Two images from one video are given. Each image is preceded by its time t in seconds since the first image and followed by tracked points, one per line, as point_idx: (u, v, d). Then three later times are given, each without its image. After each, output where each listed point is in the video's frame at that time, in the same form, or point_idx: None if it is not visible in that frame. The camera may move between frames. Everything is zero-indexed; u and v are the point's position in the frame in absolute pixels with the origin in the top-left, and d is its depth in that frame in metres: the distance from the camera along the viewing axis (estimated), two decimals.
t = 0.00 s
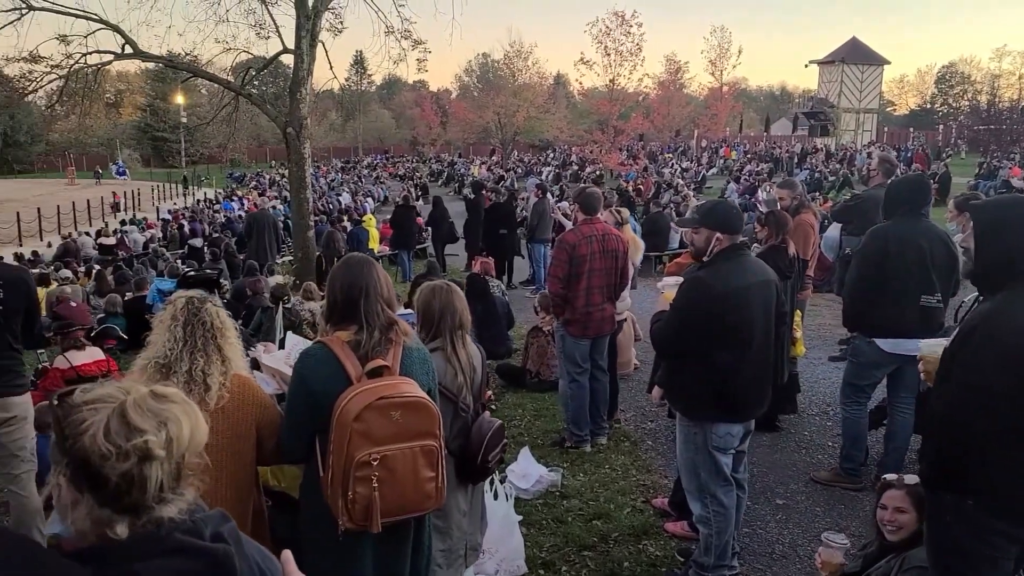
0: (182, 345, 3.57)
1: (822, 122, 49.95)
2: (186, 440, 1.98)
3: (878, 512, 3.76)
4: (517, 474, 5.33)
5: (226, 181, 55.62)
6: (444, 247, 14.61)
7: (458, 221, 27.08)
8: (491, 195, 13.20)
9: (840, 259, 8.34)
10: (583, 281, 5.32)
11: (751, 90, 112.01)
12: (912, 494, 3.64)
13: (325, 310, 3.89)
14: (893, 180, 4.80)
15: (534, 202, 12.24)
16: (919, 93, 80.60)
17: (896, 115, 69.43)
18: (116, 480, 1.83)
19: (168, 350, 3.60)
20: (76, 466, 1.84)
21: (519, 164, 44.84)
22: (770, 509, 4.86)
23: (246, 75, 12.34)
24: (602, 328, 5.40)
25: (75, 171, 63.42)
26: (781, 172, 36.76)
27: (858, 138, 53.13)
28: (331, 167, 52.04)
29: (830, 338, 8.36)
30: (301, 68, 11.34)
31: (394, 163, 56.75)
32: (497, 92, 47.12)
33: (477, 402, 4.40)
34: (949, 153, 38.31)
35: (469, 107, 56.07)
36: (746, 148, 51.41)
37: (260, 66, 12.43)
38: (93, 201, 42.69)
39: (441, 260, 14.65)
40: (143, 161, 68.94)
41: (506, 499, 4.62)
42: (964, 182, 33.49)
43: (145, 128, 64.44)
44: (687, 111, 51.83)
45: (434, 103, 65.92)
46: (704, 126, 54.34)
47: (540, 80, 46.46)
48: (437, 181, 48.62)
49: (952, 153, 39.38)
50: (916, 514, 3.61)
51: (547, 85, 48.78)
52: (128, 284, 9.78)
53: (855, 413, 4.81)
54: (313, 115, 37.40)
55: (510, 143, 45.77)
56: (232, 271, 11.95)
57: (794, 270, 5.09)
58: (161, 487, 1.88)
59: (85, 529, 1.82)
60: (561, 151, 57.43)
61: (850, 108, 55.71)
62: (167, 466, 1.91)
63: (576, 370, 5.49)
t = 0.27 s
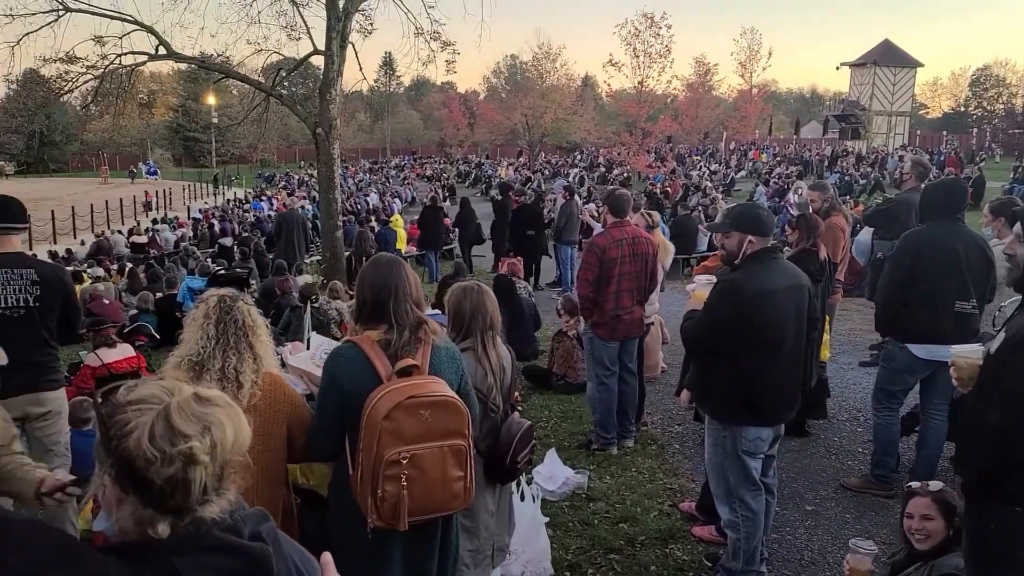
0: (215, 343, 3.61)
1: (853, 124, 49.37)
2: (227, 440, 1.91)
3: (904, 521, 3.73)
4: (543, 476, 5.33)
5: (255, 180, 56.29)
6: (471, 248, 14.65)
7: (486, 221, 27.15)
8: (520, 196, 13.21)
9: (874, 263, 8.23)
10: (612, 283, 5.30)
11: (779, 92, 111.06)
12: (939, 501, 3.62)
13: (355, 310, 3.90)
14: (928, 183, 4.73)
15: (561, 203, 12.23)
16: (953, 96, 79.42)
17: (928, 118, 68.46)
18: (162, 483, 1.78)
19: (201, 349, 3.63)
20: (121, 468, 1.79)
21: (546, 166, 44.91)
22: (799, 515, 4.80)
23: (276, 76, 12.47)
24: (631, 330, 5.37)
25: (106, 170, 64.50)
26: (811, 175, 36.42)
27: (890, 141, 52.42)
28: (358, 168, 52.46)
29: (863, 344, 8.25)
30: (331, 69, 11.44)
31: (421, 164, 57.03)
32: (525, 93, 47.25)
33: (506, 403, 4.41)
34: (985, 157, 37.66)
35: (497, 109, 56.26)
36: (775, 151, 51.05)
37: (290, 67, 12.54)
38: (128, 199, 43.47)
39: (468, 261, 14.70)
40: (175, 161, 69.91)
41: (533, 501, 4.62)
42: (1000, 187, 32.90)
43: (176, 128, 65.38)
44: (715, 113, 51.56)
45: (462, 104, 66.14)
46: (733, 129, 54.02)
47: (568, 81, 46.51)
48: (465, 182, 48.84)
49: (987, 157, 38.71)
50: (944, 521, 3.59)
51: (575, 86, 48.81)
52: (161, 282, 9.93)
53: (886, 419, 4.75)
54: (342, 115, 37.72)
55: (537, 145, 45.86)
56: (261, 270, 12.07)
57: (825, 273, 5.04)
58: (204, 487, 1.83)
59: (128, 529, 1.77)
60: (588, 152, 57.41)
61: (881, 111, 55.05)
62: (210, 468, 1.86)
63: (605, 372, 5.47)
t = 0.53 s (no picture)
0: (252, 339, 3.60)
1: (889, 127, 48.76)
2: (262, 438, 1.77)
3: (942, 529, 3.64)
4: (574, 479, 5.32)
5: (287, 181, 57.02)
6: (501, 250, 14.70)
7: (517, 223, 27.29)
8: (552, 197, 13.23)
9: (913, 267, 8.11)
10: (645, 287, 5.27)
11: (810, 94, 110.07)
12: (976, 509, 3.55)
13: (390, 311, 3.92)
14: (969, 187, 4.65)
15: (592, 205, 12.22)
16: (992, 98, 78.07)
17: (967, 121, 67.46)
18: (200, 481, 1.68)
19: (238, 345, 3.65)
20: (160, 467, 1.71)
21: (575, 168, 45.06)
22: (833, 522, 4.74)
23: (310, 78, 12.63)
24: (664, 334, 5.35)
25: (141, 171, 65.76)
26: (844, 178, 36.12)
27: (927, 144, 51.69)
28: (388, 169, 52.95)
29: (900, 350, 8.13)
30: (364, 71, 11.56)
31: (451, 166, 57.46)
32: (556, 95, 47.43)
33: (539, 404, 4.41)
34: None
35: (528, 110, 56.53)
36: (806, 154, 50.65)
37: (324, 69, 12.70)
38: (165, 199, 44.34)
39: (499, 262, 14.77)
40: (209, 162, 71.12)
41: (564, 503, 4.61)
42: None
43: (209, 129, 66.44)
44: (747, 115, 51.29)
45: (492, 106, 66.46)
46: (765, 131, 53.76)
47: (599, 83, 46.57)
48: (495, 184, 49.17)
49: None
50: (982, 530, 3.53)
51: (606, 88, 48.85)
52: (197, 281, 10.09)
53: (923, 425, 4.69)
54: (374, 117, 38.16)
55: (567, 147, 46.01)
56: (294, 269, 12.23)
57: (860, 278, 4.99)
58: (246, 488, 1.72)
59: (170, 528, 1.68)
60: (617, 155, 57.37)
61: (917, 114, 54.37)
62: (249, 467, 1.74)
63: (637, 375, 5.45)
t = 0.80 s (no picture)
0: (286, 332, 3.65)
1: (928, 126, 47.91)
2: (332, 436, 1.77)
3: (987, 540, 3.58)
4: (607, 480, 5.31)
5: (321, 181, 57.63)
6: (533, 250, 14.72)
7: (550, 223, 27.34)
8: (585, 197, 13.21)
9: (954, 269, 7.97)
10: (680, 288, 5.24)
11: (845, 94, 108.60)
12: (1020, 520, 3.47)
13: (428, 310, 3.94)
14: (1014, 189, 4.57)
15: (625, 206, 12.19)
16: None
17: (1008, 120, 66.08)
18: (267, 474, 1.64)
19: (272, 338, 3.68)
20: (228, 457, 1.67)
21: (607, 168, 44.99)
22: (871, 528, 4.67)
23: (344, 78, 12.78)
24: (699, 335, 5.31)
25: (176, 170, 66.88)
26: (881, 178, 35.59)
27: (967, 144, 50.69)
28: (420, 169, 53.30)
29: (941, 354, 7.99)
30: (398, 71, 11.65)
31: (483, 166, 57.66)
32: (589, 95, 47.42)
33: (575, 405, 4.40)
34: None
35: (561, 111, 56.62)
36: (842, 154, 50.02)
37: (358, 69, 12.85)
38: (202, 198, 45.03)
39: (530, 262, 14.79)
40: (244, 162, 72.15)
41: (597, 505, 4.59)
42: None
43: (244, 129, 67.39)
44: (781, 115, 50.78)
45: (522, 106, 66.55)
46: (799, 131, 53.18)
47: (632, 83, 46.46)
48: (527, 184, 49.28)
49: None
50: None
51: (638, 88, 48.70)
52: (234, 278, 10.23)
53: (965, 431, 4.62)
54: (407, 117, 38.45)
55: (599, 147, 45.96)
56: (327, 268, 12.36)
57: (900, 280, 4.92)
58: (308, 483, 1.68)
59: (233, 518, 1.63)
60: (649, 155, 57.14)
61: (957, 113, 53.37)
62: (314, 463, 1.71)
63: (671, 377, 5.43)
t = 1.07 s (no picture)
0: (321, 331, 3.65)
1: (959, 129, 47.34)
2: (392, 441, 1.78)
3: None
4: (634, 483, 5.30)
5: (348, 181, 58.05)
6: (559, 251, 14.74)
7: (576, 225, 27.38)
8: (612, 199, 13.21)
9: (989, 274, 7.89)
10: (711, 291, 5.23)
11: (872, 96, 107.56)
12: None
13: (462, 312, 3.96)
14: None
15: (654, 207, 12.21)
16: None
17: None
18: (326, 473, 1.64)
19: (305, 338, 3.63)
20: (289, 454, 1.67)
21: (633, 170, 44.94)
22: (903, 535, 4.62)
23: (372, 78, 12.92)
24: (729, 338, 5.29)
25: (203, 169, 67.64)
26: (912, 182, 35.26)
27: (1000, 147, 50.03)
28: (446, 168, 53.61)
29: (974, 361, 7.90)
30: (427, 72, 11.80)
31: (509, 167, 57.82)
32: (616, 96, 47.43)
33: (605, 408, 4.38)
34: None
35: (588, 111, 56.67)
36: (870, 157, 49.55)
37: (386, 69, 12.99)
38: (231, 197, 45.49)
39: (556, 264, 14.83)
40: (272, 161, 72.91)
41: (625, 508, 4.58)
42: None
43: (272, 128, 68.05)
44: (809, 117, 50.43)
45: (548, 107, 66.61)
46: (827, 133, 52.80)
47: (660, 84, 46.39)
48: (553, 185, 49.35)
49: None
50: None
51: (665, 89, 48.63)
52: (262, 276, 10.32)
53: (1000, 439, 4.56)
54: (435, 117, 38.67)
55: (625, 148, 45.92)
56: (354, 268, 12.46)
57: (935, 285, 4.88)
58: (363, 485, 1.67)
59: (289, 512, 1.63)
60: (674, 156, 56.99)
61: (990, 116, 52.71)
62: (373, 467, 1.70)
63: (700, 380, 5.43)
